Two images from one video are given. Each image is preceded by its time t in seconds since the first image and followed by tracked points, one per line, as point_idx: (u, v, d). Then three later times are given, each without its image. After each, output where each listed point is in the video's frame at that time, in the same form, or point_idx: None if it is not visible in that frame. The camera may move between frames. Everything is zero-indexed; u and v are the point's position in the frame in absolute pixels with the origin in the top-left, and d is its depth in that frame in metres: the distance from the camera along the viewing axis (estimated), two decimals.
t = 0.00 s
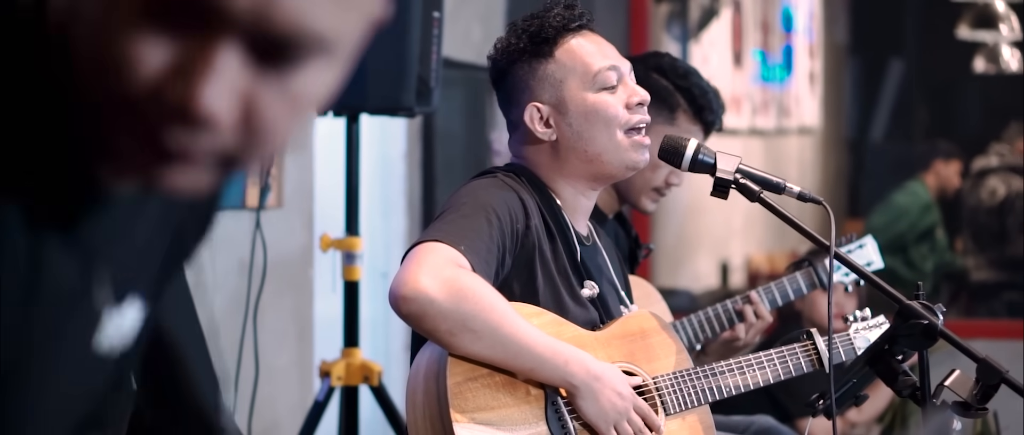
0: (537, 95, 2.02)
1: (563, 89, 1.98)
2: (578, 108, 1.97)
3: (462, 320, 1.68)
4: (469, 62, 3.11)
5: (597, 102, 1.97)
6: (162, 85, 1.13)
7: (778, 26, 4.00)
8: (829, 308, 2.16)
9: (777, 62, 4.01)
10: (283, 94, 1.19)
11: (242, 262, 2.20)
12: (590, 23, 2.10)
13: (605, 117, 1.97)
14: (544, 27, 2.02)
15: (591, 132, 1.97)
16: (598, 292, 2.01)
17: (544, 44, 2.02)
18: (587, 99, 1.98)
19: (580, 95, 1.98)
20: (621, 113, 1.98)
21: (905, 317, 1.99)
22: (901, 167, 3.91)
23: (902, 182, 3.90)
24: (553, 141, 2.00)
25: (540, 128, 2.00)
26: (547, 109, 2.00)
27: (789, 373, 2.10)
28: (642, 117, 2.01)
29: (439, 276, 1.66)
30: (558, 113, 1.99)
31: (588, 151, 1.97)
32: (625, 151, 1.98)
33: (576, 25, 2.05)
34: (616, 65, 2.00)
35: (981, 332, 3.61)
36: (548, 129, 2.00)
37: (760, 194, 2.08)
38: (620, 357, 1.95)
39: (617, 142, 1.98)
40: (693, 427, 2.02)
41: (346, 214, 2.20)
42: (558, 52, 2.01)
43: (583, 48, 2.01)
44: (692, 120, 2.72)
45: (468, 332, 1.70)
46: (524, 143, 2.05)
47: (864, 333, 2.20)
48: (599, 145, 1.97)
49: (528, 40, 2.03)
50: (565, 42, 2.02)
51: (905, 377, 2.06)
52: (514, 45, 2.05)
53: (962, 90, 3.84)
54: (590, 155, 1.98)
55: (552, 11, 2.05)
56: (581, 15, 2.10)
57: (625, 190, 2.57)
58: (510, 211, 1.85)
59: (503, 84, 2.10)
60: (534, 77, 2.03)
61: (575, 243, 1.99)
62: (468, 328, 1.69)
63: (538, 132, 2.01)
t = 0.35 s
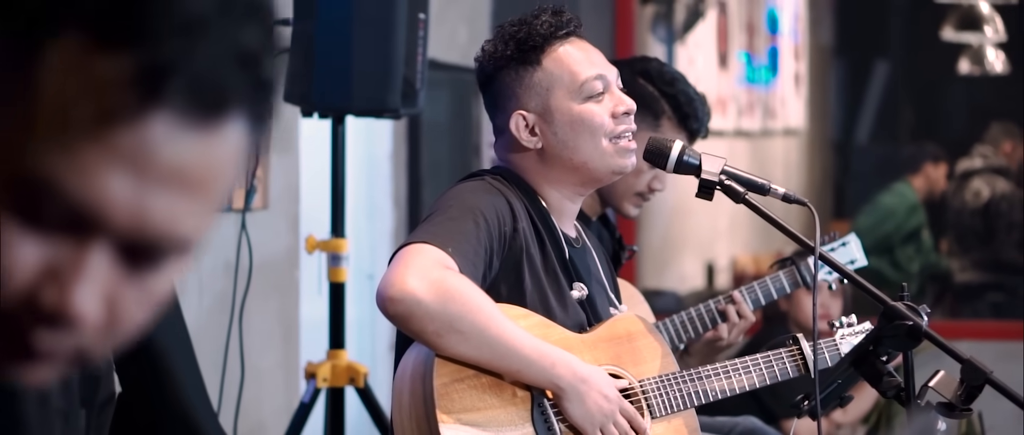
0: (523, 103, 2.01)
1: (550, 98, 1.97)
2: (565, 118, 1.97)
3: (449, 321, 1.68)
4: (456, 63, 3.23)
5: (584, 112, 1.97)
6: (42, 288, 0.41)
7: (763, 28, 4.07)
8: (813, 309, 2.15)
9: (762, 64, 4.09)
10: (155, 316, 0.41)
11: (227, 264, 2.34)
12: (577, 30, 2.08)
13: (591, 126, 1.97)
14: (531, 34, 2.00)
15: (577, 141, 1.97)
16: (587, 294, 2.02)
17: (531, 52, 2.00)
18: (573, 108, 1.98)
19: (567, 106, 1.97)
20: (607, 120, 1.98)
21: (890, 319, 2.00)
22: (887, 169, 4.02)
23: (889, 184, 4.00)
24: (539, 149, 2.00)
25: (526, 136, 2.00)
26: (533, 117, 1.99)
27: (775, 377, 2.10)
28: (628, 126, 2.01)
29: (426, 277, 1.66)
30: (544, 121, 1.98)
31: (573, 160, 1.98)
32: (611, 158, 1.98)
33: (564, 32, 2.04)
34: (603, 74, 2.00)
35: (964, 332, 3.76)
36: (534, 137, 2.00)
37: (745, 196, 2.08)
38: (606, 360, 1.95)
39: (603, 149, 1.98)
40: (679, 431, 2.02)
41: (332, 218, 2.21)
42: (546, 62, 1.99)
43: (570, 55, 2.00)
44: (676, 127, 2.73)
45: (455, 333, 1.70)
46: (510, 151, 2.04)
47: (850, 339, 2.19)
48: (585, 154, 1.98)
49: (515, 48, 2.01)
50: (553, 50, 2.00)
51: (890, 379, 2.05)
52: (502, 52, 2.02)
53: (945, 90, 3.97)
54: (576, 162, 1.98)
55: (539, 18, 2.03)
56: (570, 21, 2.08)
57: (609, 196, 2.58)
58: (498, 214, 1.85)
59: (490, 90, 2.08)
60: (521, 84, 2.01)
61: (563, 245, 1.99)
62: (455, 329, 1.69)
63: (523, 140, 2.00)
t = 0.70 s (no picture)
0: (511, 102, 2.00)
1: (539, 97, 1.97)
2: (554, 117, 1.96)
3: (436, 320, 1.69)
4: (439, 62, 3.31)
5: (572, 111, 1.96)
6: None
7: (750, 28, 4.18)
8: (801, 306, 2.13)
9: (749, 63, 4.19)
10: None
11: (213, 262, 2.41)
12: (566, 27, 2.07)
13: (580, 124, 1.96)
14: (520, 34, 2.00)
15: (565, 140, 1.96)
16: (576, 293, 2.01)
17: (519, 50, 1.99)
18: (563, 107, 1.97)
19: (556, 104, 1.97)
20: (596, 119, 1.97)
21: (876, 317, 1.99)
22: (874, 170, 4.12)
23: (878, 184, 4.10)
24: (528, 147, 1.99)
25: (514, 135, 1.99)
26: (522, 116, 1.99)
27: (764, 375, 2.09)
28: (617, 123, 2.00)
29: (414, 277, 1.66)
30: (533, 121, 1.97)
31: (562, 158, 1.97)
32: (600, 156, 1.97)
33: (552, 30, 2.03)
34: (593, 73, 1.99)
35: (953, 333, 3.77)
36: (522, 136, 1.99)
37: (731, 195, 2.07)
38: (595, 358, 1.95)
39: (592, 148, 1.97)
40: (667, 429, 2.03)
41: (319, 217, 2.20)
42: (533, 60, 1.99)
43: (559, 55, 2.00)
44: (660, 123, 2.70)
45: (443, 332, 1.70)
46: (498, 149, 2.03)
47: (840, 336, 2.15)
48: (573, 152, 1.97)
49: (503, 47, 2.00)
50: (541, 49, 2.00)
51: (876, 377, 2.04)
52: (491, 51, 2.02)
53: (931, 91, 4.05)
54: (566, 161, 1.97)
55: (527, 17, 2.02)
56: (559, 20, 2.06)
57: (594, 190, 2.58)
58: (487, 212, 1.85)
59: (479, 90, 2.06)
60: (509, 83, 2.00)
61: (552, 244, 1.99)
62: (443, 328, 1.69)
63: (511, 139, 1.99)
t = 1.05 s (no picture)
0: (497, 95, 1.99)
1: (525, 90, 1.96)
2: (539, 110, 1.96)
3: (422, 316, 1.68)
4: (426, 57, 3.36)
5: (558, 104, 1.96)
6: None
7: (737, 22, 4.26)
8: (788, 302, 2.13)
9: (736, 58, 4.29)
10: None
11: (199, 258, 2.40)
12: (551, 22, 2.06)
13: (566, 118, 1.95)
14: (505, 27, 1.99)
15: (551, 133, 1.96)
16: (561, 289, 2.01)
17: (505, 44, 1.98)
18: (548, 100, 1.96)
19: (542, 97, 1.96)
20: (582, 113, 1.97)
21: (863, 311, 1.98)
22: (861, 164, 4.19)
23: (866, 177, 4.15)
24: (514, 141, 1.98)
25: (500, 129, 1.98)
26: (507, 110, 1.98)
27: (749, 372, 2.08)
28: (603, 117, 1.99)
29: (400, 271, 1.66)
30: (519, 114, 1.97)
31: (548, 152, 1.96)
32: (585, 150, 1.97)
33: (538, 23, 2.02)
34: (579, 67, 1.98)
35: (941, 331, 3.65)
36: (508, 129, 1.98)
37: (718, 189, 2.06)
38: (581, 354, 1.95)
39: (578, 141, 1.97)
40: (653, 425, 2.02)
41: (305, 212, 2.19)
42: (519, 53, 1.98)
43: (545, 48, 1.98)
44: (657, 120, 2.71)
45: (429, 327, 1.69)
46: (484, 143, 2.03)
47: (826, 333, 2.14)
48: (559, 146, 1.96)
49: (489, 41, 1.99)
50: (527, 42, 1.99)
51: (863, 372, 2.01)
52: (476, 44, 2.00)
53: (919, 83, 4.18)
54: (552, 154, 1.96)
55: (512, 10, 2.01)
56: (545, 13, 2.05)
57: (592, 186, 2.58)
58: (472, 207, 1.84)
59: (464, 84, 2.05)
60: (495, 77, 1.99)
61: (538, 240, 1.98)
62: (429, 324, 1.69)
63: (498, 133, 1.99)
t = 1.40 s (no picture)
0: (484, 86, 1.92)
1: (511, 82, 1.89)
2: (527, 101, 1.89)
3: (407, 310, 1.58)
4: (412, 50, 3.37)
5: (546, 96, 1.89)
6: None
7: (722, 16, 4.34)
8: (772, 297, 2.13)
9: (721, 51, 4.35)
10: None
11: (184, 251, 2.40)
12: (537, 14, 2.00)
13: (553, 110, 1.89)
14: (492, 19, 1.93)
15: (538, 126, 1.89)
16: (546, 282, 1.95)
17: (491, 36, 1.92)
18: (535, 92, 1.89)
19: (529, 88, 1.89)
20: (569, 105, 1.91)
21: (848, 305, 1.92)
22: (847, 156, 4.21)
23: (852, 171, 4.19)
24: (501, 133, 1.92)
25: (487, 120, 1.91)
26: (494, 102, 1.91)
27: (735, 365, 2.05)
28: (591, 110, 1.94)
29: (384, 266, 1.56)
30: (506, 106, 1.90)
31: (534, 144, 1.90)
32: (572, 141, 1.91)
33: (524, 15, 1.95)
34: (565, 58, 1.92)
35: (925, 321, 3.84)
36: (495, 121, 1.91)
37: (704, 183, 2.02)
38: (565, 347, 1.90)
39: (566, 134, 1.90)
40: (639, 418, 1.97)
41: (290, 204, 2.19)
42: (505, 45, 1.91)
43: (531, 41, 1.92)
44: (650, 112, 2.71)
45: (413, 322, 1.60)
46: (470, 135, 1.96)
47: (811, 325, 2.11)
48: (547, 138, 1.90)
49: (475, 32, 1.92)
50: (512, 34, 1.93)
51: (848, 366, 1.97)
52: (461, 35, 1.94)
53: (903, 76, 4.15)
54: (538, 147, 1.90)
55: (499, 2, 1.95)
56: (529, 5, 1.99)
57: (587, 177, 2.61)
58: (456, 200, 1.76)
59: (450, 77, 1.98)
60: (482, 68, 1.93)
61: (522, 232, 1.92)
62: (413, 318, 1.59)
63: (485, 125, 1.92)
